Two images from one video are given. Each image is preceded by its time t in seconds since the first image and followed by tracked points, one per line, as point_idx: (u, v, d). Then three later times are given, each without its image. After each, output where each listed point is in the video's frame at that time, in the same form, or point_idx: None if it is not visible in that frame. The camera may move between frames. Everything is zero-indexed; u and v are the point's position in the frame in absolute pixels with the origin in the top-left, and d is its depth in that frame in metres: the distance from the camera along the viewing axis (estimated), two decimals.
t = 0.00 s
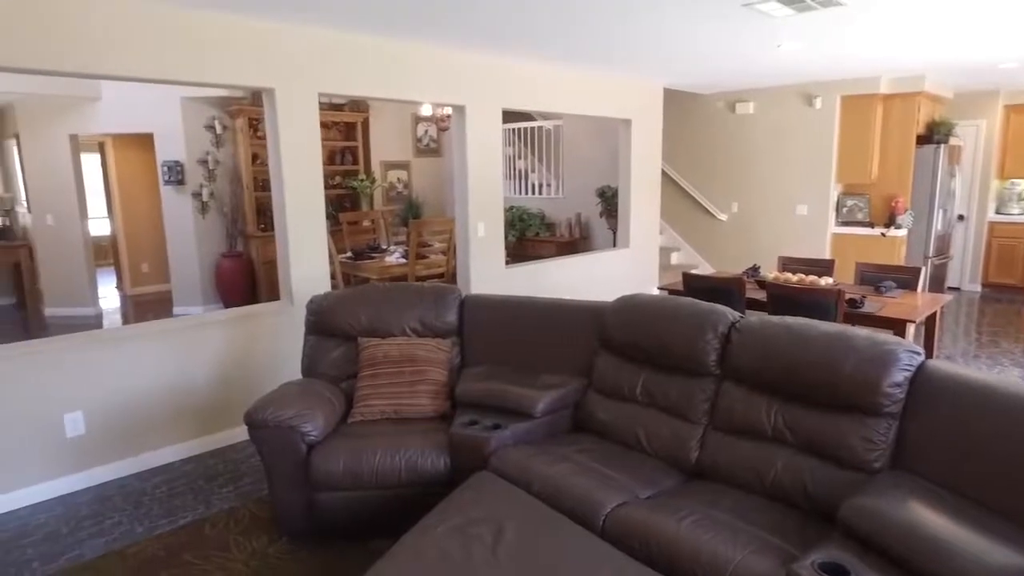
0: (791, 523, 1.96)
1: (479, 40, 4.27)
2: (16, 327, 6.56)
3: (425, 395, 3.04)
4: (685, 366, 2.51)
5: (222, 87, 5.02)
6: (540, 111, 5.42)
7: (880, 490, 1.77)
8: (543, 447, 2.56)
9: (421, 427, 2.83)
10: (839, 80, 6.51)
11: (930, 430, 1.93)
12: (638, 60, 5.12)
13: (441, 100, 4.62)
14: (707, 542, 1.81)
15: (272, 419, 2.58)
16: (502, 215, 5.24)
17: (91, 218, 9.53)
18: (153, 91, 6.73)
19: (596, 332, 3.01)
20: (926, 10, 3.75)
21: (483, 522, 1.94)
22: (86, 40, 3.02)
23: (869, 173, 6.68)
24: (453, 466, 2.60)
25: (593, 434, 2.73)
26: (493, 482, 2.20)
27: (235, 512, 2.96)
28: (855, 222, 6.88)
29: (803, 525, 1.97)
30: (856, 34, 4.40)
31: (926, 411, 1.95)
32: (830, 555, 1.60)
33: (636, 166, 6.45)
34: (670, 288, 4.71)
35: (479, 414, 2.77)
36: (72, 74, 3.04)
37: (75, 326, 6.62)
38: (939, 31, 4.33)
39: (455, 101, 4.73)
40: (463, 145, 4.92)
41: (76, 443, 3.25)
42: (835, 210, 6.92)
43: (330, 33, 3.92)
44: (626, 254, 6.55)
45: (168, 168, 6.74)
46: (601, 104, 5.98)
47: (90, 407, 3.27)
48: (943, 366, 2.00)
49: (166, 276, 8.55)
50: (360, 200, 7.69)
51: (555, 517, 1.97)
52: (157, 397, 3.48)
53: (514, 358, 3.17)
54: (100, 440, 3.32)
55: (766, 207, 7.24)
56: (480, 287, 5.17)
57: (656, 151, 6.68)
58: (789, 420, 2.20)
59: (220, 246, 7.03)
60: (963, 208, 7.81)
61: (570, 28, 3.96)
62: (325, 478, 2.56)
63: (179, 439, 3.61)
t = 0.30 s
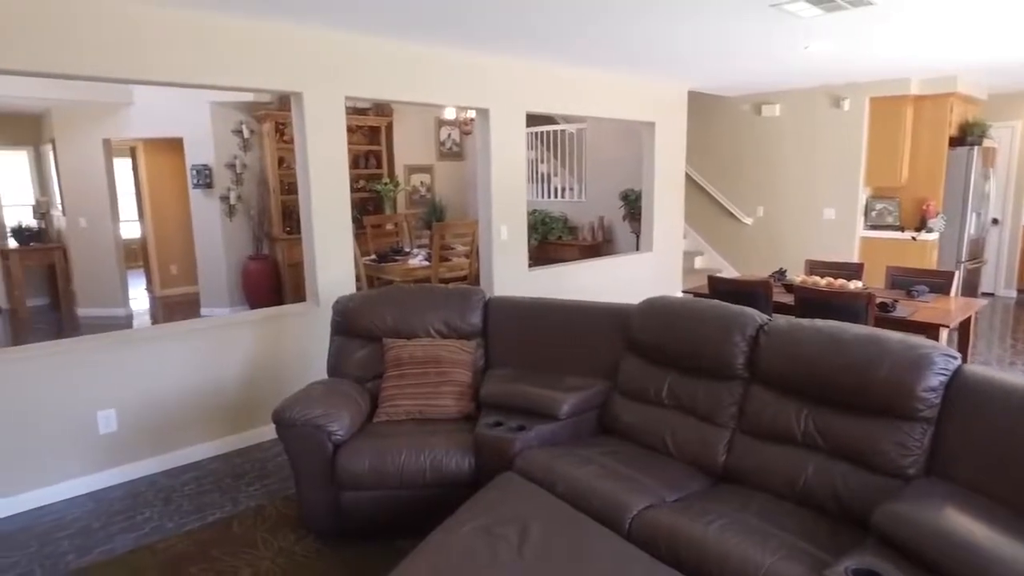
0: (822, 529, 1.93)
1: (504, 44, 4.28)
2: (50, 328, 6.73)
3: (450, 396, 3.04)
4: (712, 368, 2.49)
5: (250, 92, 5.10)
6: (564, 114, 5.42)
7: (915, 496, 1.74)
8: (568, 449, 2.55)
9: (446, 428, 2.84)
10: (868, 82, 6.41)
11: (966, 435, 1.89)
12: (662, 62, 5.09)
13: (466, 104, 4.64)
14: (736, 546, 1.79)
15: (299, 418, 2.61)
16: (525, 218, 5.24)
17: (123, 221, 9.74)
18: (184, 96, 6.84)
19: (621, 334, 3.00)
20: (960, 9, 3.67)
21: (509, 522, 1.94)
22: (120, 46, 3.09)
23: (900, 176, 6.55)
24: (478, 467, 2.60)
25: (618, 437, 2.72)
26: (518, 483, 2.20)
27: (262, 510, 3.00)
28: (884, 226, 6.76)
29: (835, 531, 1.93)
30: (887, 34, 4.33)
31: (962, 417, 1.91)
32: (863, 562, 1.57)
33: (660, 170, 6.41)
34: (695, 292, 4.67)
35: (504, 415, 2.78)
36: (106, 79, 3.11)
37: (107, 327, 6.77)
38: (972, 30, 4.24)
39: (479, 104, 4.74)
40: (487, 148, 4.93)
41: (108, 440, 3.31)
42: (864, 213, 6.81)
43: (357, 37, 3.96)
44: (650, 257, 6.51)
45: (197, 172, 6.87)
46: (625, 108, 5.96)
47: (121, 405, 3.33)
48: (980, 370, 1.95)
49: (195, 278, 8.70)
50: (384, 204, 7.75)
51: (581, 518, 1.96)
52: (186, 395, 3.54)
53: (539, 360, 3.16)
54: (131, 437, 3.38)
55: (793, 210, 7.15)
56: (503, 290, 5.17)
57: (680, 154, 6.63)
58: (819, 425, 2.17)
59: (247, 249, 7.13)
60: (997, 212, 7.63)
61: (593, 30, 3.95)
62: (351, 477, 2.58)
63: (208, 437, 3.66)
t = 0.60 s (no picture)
0: (854, 536, 1.90)
1: (529, 48, 4.29)
2: (83, 328, 6.91)
3: (475, 397, 3.05)
4: (740, 372, 2.46)
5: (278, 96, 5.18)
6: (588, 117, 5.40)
7: (952, 504, 1.70)
8: (594, 452, 2.54)
9: (470, 430, 2.84)
10: (898, 83, 6.31)
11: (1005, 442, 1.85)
12: (687, 64, 5.06)
13: (491, 107, 4.66)
14: (766, 551, 1.76)
15: (326, 417, 2.63)
16: (548, 221, 5.24)
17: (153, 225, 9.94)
18: (212, 101, 6.96)
19: (646, 338, 2.98)
20: (996, 7, 3.59)
21: (535, 524, 1.94)
22: (154, 52, 3.17)
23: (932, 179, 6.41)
24: (503, 468, 2.60)
25: (644, 440, 2.70)
26: (543, 485, 2.19)
27: (289, 509, 3.03)
28: (916, 230, 6.62)
29: (868, 537, 1.90)
30: (919, 34, 4.25)
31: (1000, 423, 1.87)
32: (898, 569, 1.54)
33: (684, 173, 6.37)
34: (721, 295, 4.62)
35: (529, 417, 2.77)
36: (141, 84, 3.18)
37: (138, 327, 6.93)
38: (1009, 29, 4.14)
39: (503, 107, 4.75)
40: (511, 151, 4.93)
41: (140, 436, 3.38)
42: (894, 217, 6.68)
43: (383, 42, 4.00)
44: (673, 261, 6.46)
45: (225, 175, 6.99)
46: (649, 111, 5.93)
47: (153, 403, 3.40)
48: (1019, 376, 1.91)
49: (222, 280, 8.85)
50: (408, 207, 7.80)
51: (607, 521, 1.95)
52: (215, 395, 3.60)
53: (563, 363, 3.15)
54: (162, 435, 3.45)
55: (820, 214, 7.05)
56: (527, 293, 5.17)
57: (705, 157, 6.58)
58: (851, 430, 2.13)
59: (273, 252, 7.23)
60: None
61: (619, 32, 3.93)
62: (376, 477, 2.60)
63: (236, 436, 3.71)
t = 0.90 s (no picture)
0: (887, 544, 1.86)
1: (553, 51, 4.29)
2: (114, 329, 7.06)
3: (499, 399, 3.05)
4: (768, 376, 2.43)
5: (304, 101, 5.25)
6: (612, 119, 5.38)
7: (990, 512, 1.66)
8: (619, 455, 2.53)
9: (495, 432, 2.84)
10: (929, 85, 6.20)
11: None
12: (711, 67, 5.02)
13: (514, 110, 4.66)
14: (796, 557, 1.74)
15: (352, 418, 2.65)
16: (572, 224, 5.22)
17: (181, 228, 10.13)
18: (240, 105, 7.07)
19: (672, 341, 2.95)
20: None
21: (560, 526, 1.93)
22: (185, 57, 3.23)
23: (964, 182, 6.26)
24: (527, 471, 2.60)
25: (669, 445, 2.67)
26: (568, 487, 2.19)
27: (314, 508, 3.06)
28: (948, 234, 6.48)
29: (902, 545, 1.86)
30: (950, 34, 4.17)
31: None
32: None
33: (708, 176, 6.32)
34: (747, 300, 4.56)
35: (553, 420, 2.76)
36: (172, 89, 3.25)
37: (166, 328, 7.06)
38: None
39: (527, 109, 4.74)
40: (534, 155, 4.93)
41: (169, 435, 3.44)
42: (925, 220, 6.53)
43: (409, 47, 4.03)
44: (697, 264, 6.40)
45: (252, 179, 7.08)
46: (673, 114, 5.89)
47: (182, 402, 3.45)
48: None
49: (248, 282, 8.98)
50: (431, 211, 7.83)
51: (633, 524, 1.93)
52: (242, 395, 3.65)
53: (588, 366, 3.14)
54: (190, 434, 3.50)
55: (848, 217, 6.94)
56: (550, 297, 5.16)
57: (729, 160, 6.51)
58: (884, 436, 2.09)
59: (297, 255, 7.31)
60: None
61: (645, 35, 3.90)
62: (401, 477, 2.61)
63: (262, 436, 3.76)
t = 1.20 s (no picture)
0: (922, 551, 1.82)
1: (576, 53, 4.27)
2: (143, 329, 7.20)
3: (523, 401, 3.05)
4: (797, 379, 2.39)
5: (329, 105, 5.31)
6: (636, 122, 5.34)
7: None
8: (644, 458, 2.51)
9: (519, 433, 2.84)
10: (962, 85, 6.06)
11: None
12: (736, 69, 4.98)
13: (538, 113, 4.65)
14: (829, 562, 1.71)
15: (378, 418, 2.67)
16: (595, 227, 5.20)
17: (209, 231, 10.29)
18: (267, 110, 7.16)
19: (698, 343, 2.93)
20: None
21: (586, 527, 1.92)
22: (215, 61, 3.28)
23: (998, 184, 6.11)
24: (552, 472, 2.59)
25: (695, 448, 2.65)
26: (593, 489, 2.17)
27: (339, 507, 3.08)
28: (981, 237, 6.33)
29: (937, 552, 1.82)
30: (984, 32, 4.07)
31: None
32: None
33: (733, 179, 6.26)
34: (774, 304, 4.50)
35: (577, 422, 2.75)
36: (203, 93, 3.31)
37: (193, 329, 7.17)
38: None
39: (552, 111, 4.74)
40: (557, 157, 4.92)
41: (197, 434, 3.49)
42: (957, 223, 6.39)
43: (435, 50, 4.05)
44: (721, 268, 6.34)
45: (278, 183, 7.15)
46: (697, 117, 5.84)
47: (210, 401, 3.51)
48: None
49: (273, 285, 9.09)
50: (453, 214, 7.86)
51: (659, 526, 1.92)
52: (269, 395, 3.69)
53: (612, 368, 3.12)
54: (218, 433, 3.55)
55: (876, 221, 6.82)
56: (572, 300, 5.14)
57: (754, 162, 6.44)
58: (918, 441, 2.05)
59: (321, 257, 7.38)
60: None
61: (669, 37, 3.87)
62: (426, 478, 2.62)
63: (288, 435, 3.80)
